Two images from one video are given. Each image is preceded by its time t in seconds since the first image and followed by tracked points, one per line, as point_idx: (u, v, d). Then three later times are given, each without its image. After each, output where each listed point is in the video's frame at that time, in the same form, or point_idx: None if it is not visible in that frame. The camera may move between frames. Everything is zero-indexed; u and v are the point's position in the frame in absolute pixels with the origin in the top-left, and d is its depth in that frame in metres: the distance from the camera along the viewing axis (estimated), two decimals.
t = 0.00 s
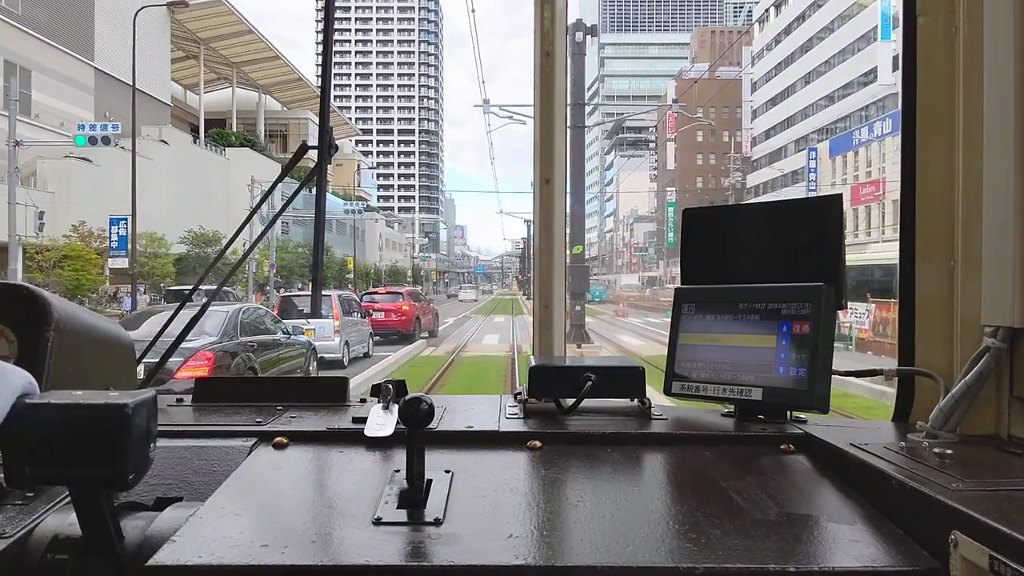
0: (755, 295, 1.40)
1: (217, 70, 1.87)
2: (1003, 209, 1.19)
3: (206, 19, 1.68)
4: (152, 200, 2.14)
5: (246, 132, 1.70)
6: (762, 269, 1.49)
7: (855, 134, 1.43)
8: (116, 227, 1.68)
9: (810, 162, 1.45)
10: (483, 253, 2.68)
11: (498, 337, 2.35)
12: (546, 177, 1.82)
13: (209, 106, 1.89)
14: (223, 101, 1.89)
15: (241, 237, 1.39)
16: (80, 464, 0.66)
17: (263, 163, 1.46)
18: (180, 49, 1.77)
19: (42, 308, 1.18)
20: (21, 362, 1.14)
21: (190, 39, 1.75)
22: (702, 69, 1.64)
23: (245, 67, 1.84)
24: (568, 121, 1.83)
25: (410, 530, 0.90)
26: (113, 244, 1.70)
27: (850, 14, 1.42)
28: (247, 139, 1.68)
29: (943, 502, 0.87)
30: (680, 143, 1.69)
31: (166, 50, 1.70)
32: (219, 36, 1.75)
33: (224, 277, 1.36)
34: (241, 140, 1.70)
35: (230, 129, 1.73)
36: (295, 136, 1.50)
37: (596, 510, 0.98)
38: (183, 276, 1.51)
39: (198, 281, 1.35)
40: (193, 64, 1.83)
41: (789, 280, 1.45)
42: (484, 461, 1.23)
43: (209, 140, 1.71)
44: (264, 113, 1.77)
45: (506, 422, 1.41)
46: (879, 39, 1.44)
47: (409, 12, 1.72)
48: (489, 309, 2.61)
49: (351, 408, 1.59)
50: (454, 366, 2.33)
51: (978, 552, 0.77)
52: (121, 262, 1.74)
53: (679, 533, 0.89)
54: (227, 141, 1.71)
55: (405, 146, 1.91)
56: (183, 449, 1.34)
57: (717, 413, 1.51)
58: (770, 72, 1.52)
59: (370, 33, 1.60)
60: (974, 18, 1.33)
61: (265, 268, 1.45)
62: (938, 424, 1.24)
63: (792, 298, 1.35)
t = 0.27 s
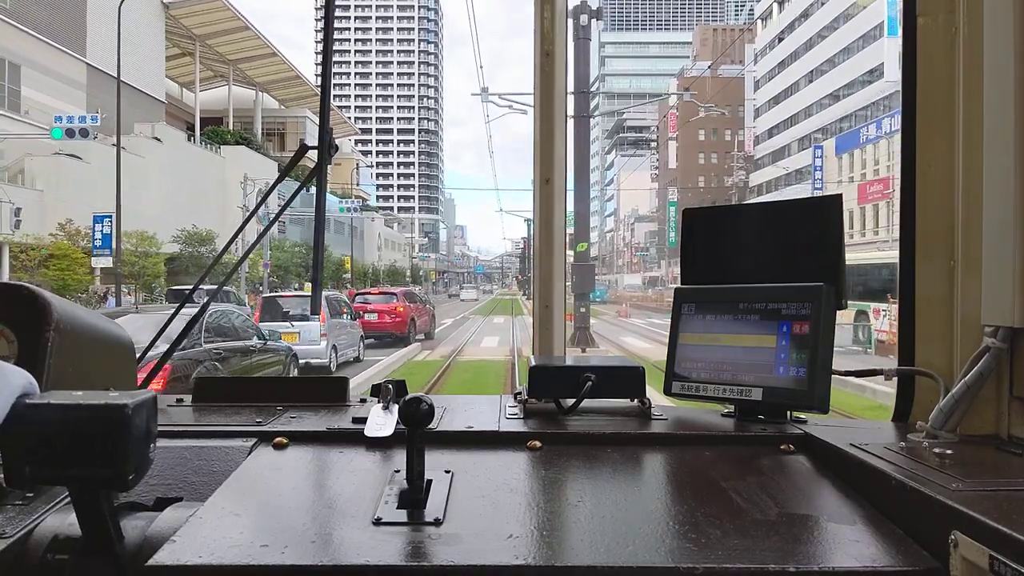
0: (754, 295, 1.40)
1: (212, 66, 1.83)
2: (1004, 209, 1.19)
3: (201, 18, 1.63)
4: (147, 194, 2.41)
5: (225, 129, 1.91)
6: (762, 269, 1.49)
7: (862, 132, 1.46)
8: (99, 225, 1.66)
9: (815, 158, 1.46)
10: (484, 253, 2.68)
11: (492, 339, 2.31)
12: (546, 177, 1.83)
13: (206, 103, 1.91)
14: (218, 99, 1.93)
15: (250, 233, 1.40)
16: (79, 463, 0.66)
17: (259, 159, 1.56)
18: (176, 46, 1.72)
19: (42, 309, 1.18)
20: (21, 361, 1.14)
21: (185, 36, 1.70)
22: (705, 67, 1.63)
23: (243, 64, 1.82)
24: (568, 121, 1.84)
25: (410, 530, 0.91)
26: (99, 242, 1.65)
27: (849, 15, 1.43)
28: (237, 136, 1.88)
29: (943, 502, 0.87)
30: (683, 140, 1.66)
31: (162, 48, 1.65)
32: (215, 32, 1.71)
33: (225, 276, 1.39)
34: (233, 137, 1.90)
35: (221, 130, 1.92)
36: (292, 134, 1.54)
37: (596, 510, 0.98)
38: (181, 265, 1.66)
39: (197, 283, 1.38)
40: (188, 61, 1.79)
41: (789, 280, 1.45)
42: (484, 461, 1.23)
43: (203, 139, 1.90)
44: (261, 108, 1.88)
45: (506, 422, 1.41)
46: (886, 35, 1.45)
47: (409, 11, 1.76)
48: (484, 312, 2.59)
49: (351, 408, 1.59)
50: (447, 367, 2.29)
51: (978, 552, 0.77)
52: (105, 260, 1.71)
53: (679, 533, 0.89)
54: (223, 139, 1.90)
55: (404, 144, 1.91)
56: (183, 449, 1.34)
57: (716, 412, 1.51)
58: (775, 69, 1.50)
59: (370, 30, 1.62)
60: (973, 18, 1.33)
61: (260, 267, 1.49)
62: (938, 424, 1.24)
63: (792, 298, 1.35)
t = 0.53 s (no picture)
0: (754, 295, 1.40)
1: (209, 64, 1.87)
2: (1004, 209, 1.19)
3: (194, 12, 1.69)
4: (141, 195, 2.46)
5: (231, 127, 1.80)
6: (762, 270, 1.49)
7: (870, 129, 1.46)
8: (82, 223, 1.64)
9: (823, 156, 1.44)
10: (484, 253, 2.68)
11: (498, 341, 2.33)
12: (546, 176, 1.82)
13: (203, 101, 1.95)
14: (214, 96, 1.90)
15: (247, 233, 1.41)
16: (79, 463, 0.66)
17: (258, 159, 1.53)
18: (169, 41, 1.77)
19: (42, 309, 1.18)
20: (22, 361, 1.14)
21: (179, 31, 1.76)
22: (706, 65, 1.66)
23: (239, 62, 1.84)
24: (568, 121, 1.84)
25: (410, 530, 0.91)
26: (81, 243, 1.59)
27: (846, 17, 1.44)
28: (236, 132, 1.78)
29: (943, 502, 0.87)
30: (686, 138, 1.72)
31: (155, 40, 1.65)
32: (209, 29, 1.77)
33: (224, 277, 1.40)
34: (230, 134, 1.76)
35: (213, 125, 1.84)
36: (289, 132, 1.55)
37: (596, 510, 0.98)
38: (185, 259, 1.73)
39: (196, 283, 1.39)
40: (185, 57, 1.85)
41: (789, 280, 1.45)
42: (484, 461, 1.23)
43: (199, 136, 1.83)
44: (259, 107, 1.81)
45: (506, 422, 1.41)
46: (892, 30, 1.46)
47: (409, 9, 1.76)
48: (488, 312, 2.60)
49: (351, 408, 1.59)
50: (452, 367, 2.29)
51: (978, 552, 0.77)
52: (88, 260, 1.57)
53: (679, 533, 0.89)
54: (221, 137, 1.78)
55: (405, 143, 1.91)
56: (184, 449, 1.34)
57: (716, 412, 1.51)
58: (778, 65, 1.55)
59: (369, 28, 1.60)
60: (974, 18, 1.33)
61: (254, 268, 1.45)
62: (938, 424, 1.24)
63: (792, 298, 1.35)
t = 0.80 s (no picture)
0: (754, 295, 1.40)
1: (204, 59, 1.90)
2: (1004, 209, 1.19)
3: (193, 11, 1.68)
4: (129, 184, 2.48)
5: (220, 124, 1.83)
6: (762, 270, 1.49)
7: (877, 125, 1.47)
8: (64, 220, 1.62)
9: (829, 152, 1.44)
10: (484, 253, 2.68)
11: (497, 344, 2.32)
12: (546, 176, 1.83)
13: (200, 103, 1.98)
14: (211, 94, 1.91)
15: (244, 233, 1.39)
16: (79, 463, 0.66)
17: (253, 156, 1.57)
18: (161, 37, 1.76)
19: (42, 309, 1.18)
20: (22, 360, 1.14)
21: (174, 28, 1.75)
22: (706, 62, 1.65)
23: (236, 59, 1.85)
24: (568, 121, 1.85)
25: (410, 530, 0.91)
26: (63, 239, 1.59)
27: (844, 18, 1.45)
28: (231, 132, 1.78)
29: (943, 502, 0.87)
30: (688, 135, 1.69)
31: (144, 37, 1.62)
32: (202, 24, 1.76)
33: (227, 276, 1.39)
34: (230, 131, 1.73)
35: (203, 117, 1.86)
36: (288, 130, 1.57)
37: (596, 510, 0.98)
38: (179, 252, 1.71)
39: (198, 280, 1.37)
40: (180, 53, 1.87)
41: (789, 280, 1.45)
42: (484, 461, 1.23)
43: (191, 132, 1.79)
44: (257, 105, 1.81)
45: (506, 422, 1.41)
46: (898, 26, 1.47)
47: (409, 8, 1.75)
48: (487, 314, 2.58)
49: (351, 408, 1.59)
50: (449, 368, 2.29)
51: (978, 552, 0.77)
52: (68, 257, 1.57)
53: (679, 533, 0.89)
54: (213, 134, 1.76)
55: (403, 142, 1.93)
56: (184, 449, 1.34)
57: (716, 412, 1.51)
58: (782, 63, 1.54)
59: (369, 28, 1.60)
60: (974, 18, 1.33)
61: (247, 267, 1.39)
62: (938, 424, 1.24)
63: (792, 298, 1.35)
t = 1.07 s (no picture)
0: (754, 295, 1.40)
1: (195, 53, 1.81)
2: (1004, 209, 1.19)
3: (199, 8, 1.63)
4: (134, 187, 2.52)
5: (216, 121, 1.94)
6: (762, 270, 1.49)
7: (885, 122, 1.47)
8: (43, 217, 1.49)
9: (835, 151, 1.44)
10: (484, 253, 2.68)
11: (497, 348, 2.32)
12: (546, 176, 1.83)
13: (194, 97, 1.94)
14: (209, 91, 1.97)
15: (241, 236, 1.38)
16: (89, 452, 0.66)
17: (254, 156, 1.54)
18: (157, 34, 1.65)
19: (42, 308, 1.18)
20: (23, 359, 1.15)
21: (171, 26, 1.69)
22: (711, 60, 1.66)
23: (233, 57, 1.88)
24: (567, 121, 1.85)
25: (410, 530, 0.91)
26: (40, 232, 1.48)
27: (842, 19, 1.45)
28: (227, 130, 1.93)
29: (943, 502, 0.87)
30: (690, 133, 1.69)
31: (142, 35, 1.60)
32: (201, 19, 1.68)
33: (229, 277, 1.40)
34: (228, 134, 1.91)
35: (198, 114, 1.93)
36: (285, 129, 1.63)
37: (596, 510, 0.98)
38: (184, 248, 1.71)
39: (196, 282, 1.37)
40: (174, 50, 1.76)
41: (790, 280, 1.44)
42: (484, 461, 1.23)
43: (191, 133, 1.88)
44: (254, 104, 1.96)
45: (506, 422, 1.41)
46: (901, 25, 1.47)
47: (409, 7, 1.76)
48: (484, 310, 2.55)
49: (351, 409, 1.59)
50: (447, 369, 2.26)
51: (978, 552, 0.77)
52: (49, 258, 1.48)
53: (679, 533, 0.89)
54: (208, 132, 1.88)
55: (402, 142, 1.94)
56: (183, 449, 1.34)
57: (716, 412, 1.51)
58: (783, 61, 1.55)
59: (368, 27, 1.61)
60: (974, 18, 1.33)
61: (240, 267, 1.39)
62: (937, 424, 1.24)
63: (792, 298, 1.35)
